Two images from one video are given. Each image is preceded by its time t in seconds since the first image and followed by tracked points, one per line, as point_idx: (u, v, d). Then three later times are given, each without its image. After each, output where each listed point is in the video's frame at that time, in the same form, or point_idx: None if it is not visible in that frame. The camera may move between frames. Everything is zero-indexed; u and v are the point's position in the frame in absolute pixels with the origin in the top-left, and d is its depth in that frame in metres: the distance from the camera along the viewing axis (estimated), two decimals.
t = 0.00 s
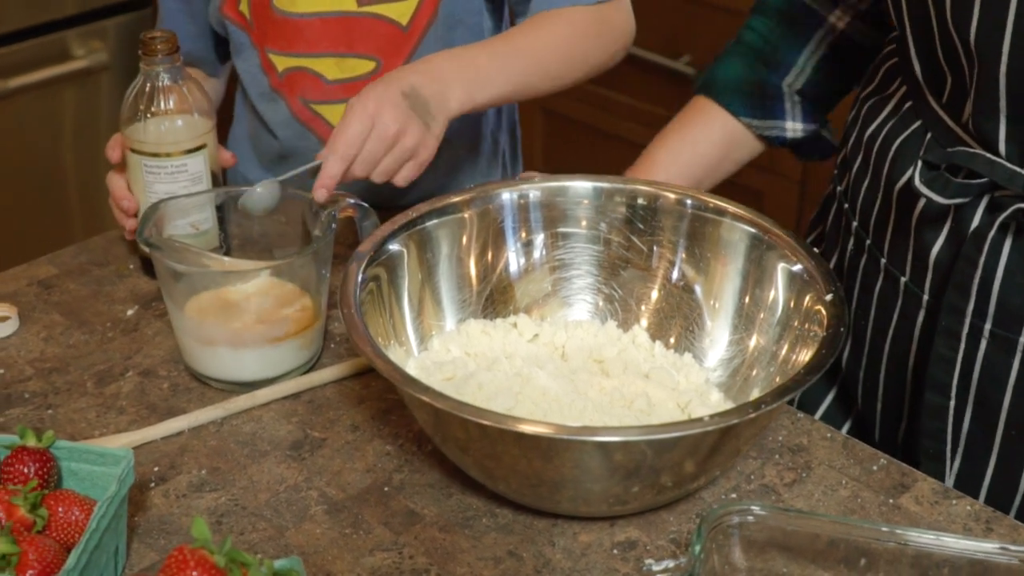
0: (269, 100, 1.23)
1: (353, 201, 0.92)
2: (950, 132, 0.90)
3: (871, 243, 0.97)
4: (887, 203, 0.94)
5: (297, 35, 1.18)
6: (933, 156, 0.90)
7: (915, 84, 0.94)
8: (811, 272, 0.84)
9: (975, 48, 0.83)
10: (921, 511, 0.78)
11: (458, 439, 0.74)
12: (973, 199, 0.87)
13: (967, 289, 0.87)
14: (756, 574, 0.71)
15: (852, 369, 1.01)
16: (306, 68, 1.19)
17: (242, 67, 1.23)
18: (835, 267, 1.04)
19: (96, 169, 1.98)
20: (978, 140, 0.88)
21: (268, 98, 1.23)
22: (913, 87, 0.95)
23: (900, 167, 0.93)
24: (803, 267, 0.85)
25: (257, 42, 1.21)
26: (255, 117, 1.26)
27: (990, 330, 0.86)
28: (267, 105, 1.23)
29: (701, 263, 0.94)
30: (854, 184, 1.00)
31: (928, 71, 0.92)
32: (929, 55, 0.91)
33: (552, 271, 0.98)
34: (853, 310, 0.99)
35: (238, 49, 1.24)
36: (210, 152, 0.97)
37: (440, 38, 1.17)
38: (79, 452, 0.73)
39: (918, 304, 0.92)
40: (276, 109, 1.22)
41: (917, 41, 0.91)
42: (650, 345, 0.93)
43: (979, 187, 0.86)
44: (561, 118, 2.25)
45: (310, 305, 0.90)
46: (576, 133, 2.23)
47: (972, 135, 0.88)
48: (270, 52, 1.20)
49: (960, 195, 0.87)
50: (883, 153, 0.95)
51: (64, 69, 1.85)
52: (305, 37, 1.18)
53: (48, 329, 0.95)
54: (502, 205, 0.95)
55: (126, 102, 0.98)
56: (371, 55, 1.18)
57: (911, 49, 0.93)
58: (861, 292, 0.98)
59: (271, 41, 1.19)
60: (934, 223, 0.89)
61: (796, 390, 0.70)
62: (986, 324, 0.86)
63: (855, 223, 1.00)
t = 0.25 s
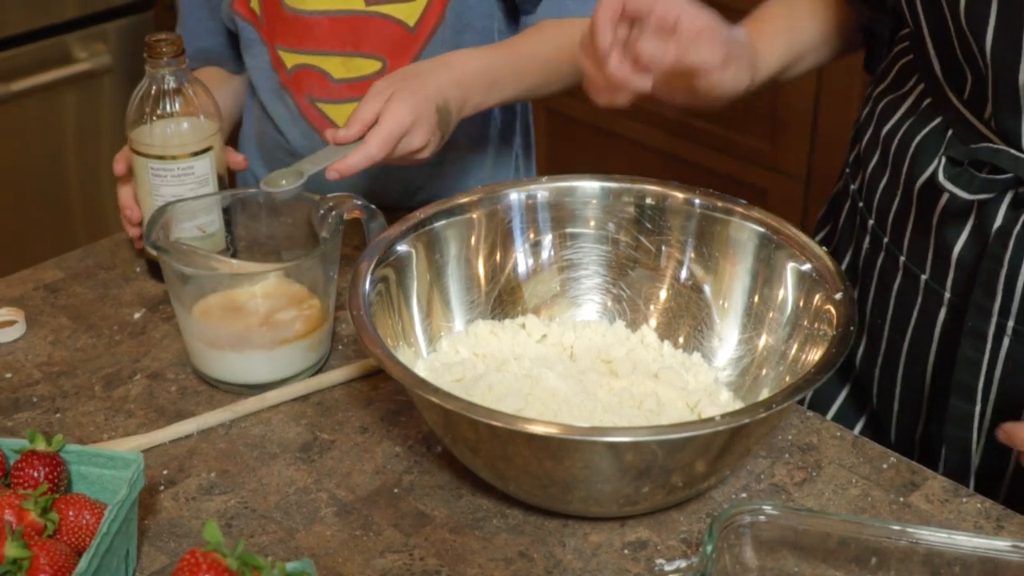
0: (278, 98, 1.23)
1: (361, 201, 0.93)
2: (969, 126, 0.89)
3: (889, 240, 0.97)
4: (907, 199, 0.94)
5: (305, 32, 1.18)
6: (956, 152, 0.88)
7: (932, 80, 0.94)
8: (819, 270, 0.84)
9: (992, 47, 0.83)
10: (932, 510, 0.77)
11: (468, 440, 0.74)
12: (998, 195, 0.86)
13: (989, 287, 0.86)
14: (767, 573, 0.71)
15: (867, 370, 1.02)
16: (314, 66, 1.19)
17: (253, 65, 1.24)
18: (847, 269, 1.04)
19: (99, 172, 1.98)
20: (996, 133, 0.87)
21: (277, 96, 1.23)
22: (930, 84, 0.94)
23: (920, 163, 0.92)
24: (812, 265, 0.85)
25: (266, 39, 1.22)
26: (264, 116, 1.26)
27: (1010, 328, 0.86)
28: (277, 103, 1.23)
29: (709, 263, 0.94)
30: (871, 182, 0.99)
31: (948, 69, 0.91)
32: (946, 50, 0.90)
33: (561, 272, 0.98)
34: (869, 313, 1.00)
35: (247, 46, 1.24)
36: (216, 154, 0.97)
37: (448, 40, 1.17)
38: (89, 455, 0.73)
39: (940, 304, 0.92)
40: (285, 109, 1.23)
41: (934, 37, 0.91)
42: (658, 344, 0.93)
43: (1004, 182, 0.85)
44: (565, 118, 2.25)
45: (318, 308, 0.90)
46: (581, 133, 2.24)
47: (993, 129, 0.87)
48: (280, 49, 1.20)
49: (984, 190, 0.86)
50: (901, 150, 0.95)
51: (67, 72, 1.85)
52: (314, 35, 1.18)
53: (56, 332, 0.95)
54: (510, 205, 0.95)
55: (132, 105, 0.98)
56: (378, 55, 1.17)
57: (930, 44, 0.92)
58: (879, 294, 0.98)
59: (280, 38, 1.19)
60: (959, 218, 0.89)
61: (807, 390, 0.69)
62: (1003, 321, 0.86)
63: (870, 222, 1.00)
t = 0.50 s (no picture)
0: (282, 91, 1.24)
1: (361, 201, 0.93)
2: (944, 112, 0.90)
3: (866, 227, 0.98)
4: (881, 183, 0.95)
5: (313, 26, 1.18)
6: (926, 134, 0.90)
7: (909, 67, 0.95)
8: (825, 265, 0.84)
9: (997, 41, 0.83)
10: (940, 505, 0.77)
11: (475, 438, 0.74)
12: (964, 176, 0.87)
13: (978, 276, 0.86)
14: (776, 570, 0.71)
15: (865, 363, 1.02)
16: (317, 59, 1.20)
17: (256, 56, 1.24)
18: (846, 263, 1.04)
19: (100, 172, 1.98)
20: (969, 119, 0.88)
21: (281, 87, 1.24)
22: (908, 70, 0.95)
23: (895, 148, 0.93)
24: (818, 262, 0.85)
25: (272, 30, 1.22)
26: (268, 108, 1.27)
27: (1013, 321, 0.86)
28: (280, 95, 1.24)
29: (716, 260, 0.94)
30: (849, 168, 1.00)
31: (926, 55, 0.92)
32: (932, 36, 0.91)
33: (567, 269, 0.97)
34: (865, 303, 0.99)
35: (251, 36, 1.24)
36: (220, 154, 0.97)
37: (456, 38, 1.19)
38: (96, 457, 0.73)
39: (912, 286, 0.93)
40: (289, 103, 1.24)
41: (920, 22, 0.91)
42: (665, 342, 0.93)
43: (968, 165, 0.87)
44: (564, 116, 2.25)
45: (323, 307, 0.90)
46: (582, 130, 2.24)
47: (965, 113, 0.88)
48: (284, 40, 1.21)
49: (949, 172, 0.88)
50: (879, 137, 0.95)
51: (68, 73, 1.85)
52: (321, 28, 1.18)
53: (61, 334, 0.95)
54: (516, 203, 0.95)
55: (134, 105, 0.98)
56: (384, 51, 1.18)
57: (910, 27, 0.92)
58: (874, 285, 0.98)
59: (286, 30, 1.20)
60: (930, 201, 0.90)
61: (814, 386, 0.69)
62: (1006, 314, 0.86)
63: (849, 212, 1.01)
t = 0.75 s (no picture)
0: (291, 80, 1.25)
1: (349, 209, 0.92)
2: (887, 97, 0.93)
3: (833, 227, 0.99)
4: (830, 170, 0.97)
5: (329, 15, 1.20)
6: (871, 121, 0.92)
7: (854, 53, 0.97)
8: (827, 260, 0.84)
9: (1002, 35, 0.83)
10: (943, 499, 0.77)
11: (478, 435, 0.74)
12: (910, 160, 0.90)
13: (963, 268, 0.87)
14: (780, 564, 0.71)
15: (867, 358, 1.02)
16: (331, 49, 1.21)
17: (267, 43, 1.26)
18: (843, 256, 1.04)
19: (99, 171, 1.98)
20: (915, 103, 0.91)
21: (290, 76, 1.25)
22: (852, 56, 0.97)
23: (842, 133, 0.95)
24: (819, 258, 0.85)
25: (284, 19, 1.24)
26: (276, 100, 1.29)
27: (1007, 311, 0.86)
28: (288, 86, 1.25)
29: (717, 255, 0.94)
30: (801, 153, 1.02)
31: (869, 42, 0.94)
32: (875, 23, 0.93)
33: (568, 266, 0.98)
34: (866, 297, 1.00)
35: (262, 25, 1.26)
36: (220, 153, 0.97)
37: (471, 37, 1.20)
38: (100, 457, 0.73)
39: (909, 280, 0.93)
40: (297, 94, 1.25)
41: (864, 10, 0.93)
42: (666, 338, 0.93)
43: (915, 148, 0.89)
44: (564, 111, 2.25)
45: (325, 306, 0.90)
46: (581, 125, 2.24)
47: (909, 97, 0.91)
48: (298, 29, 1.22)
49: (896, 156, 0.90)
50: (827, 125, 0.98)
51: (66, 72, 1.85)
52: (335, 18, 1.20)
53: (62, 334, 0.95)
54: (517, 200, 0.95)
55: (134, 103, 0.98)
56: (399, 43, 1.19)
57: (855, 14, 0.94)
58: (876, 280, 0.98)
59: (298, 18, 1.22)
60: (878, 186, 0.93)
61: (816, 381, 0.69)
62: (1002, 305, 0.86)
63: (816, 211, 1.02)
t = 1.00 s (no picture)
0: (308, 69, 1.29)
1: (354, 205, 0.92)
2: (875, 100, 0.93)
3: (831, 224, 0.99)
4: (822, 171, 0.97)
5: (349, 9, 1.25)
6: (860, 125, 0.92)
7: (841, 53, 0.97)
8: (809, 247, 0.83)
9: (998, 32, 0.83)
10: (943, 495, 0.77)
11: (479, 429, 0.74)
12: (900, 163, 0.90)
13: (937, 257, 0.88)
14: (782, 561, 0.71)
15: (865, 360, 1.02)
16: (348, 42, 1.26)
17: (285, 34, 1.30)
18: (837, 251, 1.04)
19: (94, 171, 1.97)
20: (901, 105, 0.90)
21: (306, 67, 1.29)
22: (839, 56, 0.97)
23: (832, 135, 0.95)
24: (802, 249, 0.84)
25: (301, 10, 1.29)
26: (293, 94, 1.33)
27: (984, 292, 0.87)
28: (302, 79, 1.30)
29: (703, 244, 0.93)
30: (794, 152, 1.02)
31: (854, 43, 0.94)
32: (857, 25, 0.93)
33: (555, 254, 0.97)
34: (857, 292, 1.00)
35: (280, 15, 1.31)
36: (219, 152, 0.97)
37: (485, 37, 1.23)
38: (101, 457, 0.73)
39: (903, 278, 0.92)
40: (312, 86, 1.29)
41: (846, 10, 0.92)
42: (643, 326, 0.92)
43: (904, 152, 0.89)
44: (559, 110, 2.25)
45: (325, 307, 0.90)
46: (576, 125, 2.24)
47: (896, 100, 0.91)
48: (318, 22, 1.27)
49: (885, 162, 0.90)
50: (816, 125, 0.98)
51: (61, 73, 1.85)
52: (354, 11, 1.25)
53: (61, 335, 0.95)
54: (503, 190, 0.94)
55: (132, 104, 0.98)
56: (415, 39, 1.24)
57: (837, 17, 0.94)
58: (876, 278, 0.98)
59: (317, 10, 1.27)
60: (869, 187, 0.92)
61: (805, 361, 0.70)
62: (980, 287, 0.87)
63: (809, 207, 1.01)
